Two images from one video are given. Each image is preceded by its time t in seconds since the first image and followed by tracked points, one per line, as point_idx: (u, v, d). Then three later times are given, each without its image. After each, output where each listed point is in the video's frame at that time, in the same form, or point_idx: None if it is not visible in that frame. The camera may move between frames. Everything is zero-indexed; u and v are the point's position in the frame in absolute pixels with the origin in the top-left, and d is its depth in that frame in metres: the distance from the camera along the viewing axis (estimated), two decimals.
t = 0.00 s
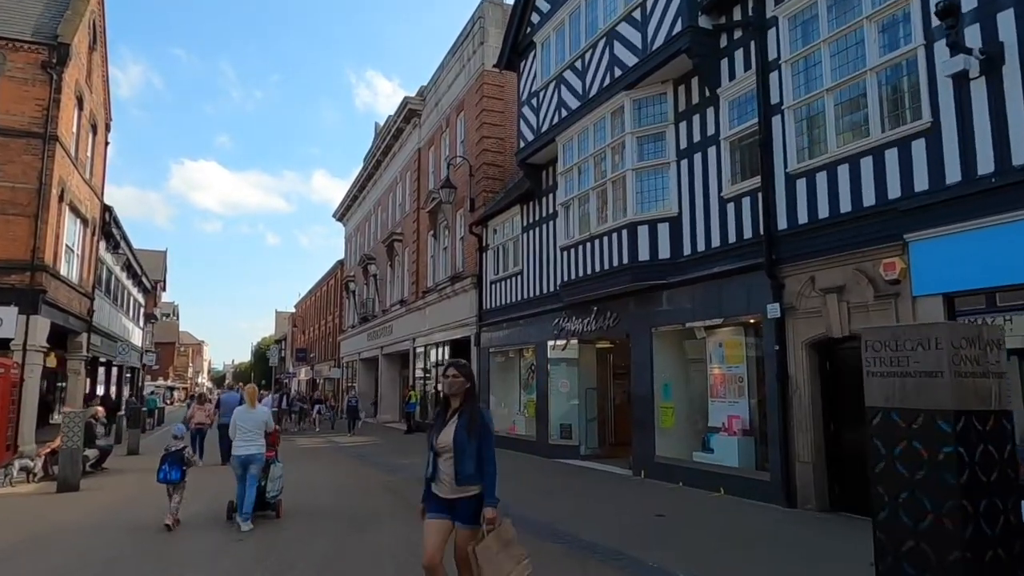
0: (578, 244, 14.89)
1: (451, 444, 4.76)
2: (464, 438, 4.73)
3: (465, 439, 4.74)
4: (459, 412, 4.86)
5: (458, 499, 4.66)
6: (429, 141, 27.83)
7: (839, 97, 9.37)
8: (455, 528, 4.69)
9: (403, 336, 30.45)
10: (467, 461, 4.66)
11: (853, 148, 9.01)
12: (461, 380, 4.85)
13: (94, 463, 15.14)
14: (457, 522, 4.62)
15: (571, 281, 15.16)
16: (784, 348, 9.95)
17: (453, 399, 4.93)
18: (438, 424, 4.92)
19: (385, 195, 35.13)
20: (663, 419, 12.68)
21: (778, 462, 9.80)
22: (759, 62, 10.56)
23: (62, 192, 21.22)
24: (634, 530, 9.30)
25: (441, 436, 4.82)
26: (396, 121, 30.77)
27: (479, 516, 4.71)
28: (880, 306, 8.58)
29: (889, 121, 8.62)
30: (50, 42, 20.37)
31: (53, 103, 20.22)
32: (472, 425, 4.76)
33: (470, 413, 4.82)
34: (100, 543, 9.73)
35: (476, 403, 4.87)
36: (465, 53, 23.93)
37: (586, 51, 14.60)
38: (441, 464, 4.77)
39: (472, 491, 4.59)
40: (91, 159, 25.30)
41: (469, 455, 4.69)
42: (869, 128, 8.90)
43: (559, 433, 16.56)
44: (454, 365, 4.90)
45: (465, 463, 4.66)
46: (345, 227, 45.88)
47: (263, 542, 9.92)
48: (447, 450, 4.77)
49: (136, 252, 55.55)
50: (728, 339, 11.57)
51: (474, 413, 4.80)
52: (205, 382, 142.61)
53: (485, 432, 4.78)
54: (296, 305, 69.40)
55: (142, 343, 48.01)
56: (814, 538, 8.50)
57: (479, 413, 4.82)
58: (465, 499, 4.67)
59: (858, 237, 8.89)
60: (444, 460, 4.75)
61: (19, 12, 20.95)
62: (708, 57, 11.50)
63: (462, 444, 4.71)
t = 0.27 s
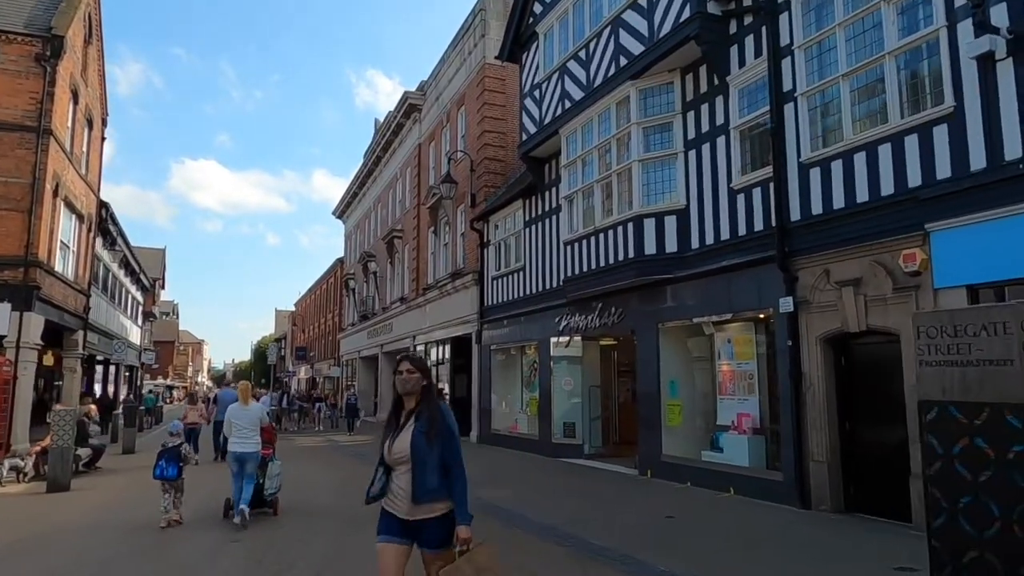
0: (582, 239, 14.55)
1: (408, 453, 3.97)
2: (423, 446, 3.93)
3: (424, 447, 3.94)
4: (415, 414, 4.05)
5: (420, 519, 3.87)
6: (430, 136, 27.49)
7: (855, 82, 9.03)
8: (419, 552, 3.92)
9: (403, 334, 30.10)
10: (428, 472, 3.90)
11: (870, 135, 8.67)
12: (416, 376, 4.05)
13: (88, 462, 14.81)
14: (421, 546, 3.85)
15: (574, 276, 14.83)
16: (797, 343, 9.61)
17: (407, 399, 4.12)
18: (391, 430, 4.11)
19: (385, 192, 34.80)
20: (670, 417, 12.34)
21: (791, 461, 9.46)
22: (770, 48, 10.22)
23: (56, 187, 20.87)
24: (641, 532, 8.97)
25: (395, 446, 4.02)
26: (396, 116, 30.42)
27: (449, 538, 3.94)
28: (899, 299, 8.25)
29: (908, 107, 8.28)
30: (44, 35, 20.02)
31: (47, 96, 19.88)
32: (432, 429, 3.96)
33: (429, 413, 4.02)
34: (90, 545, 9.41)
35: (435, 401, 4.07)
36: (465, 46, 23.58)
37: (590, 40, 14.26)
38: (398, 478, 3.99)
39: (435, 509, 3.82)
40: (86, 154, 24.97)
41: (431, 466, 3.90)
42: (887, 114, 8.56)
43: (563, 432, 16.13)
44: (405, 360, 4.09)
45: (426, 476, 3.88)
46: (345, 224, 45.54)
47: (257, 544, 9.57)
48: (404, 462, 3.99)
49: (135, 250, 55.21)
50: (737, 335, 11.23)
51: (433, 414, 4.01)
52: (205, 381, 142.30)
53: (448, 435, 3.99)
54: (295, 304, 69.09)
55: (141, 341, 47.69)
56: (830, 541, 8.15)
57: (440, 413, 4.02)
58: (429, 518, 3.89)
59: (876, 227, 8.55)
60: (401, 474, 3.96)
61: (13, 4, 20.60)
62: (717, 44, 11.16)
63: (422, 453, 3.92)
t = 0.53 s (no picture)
0: (589, 235, 14.20)
1: (354, 464, 3.31)
2: (374, 455, 3.26)
3: (376, 456, 3.28)
4: (365, 416, 3.39)
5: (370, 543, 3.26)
6: (432, 133, 27.16)
7: (876, 70, 8.66)
8: None
9: (405, 333, 29.75)
10: (381, 489, 3.25)
11: (893, 125, 8.30)
12: (363, 372, 3.40)
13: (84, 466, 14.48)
14: None
15: (581, 274, 14.47)
16: (816, 341, 9.26)
17: (355, 398, 3.47)
18: (334, 435, 3.43)
19: (387, 190, 34.49)
20: (680, 419, 11.98)
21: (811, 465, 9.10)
22: (786, 36, 9.85)
23: (54, 185, 20.57)
24: (654, 539, 8.60)
25: (337, 456, 3.34)
26: (398, 113, 30.07)
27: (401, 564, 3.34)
28: (924, 296, 7.89)
29: (933, 95, 7.91)
30: (40, 30, 19.70)
31: (44, 93, 19.56)
32: (384, 434, 3.29)
33: (381, 415, 3.36)
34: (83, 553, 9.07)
35: (389, 400, 3.42)
36: (468, 41, 23.22)
37: (597, 32, 13.89)
38: (343, 493, 3.34)
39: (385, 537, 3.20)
40: (85, 152, 24.66)
41: (383, 480, 3.26)
42: (910, 102, 8.18)
43: (569, 433, 15.75)
44: (348, 352, 3.43)
45: (378, 492, 3.25)
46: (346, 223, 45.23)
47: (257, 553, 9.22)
48: (350, 474, 3.32)
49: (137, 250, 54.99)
50: (751, 334, 10.88)
51: (387, 416, 3.35)
52: (208, 381, 142.34)
53: (403, 442, 3.34)
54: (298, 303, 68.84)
55: (142, 342, 47.43)
56: (855, 551, 7.76)
57: (394, 415, 3.37)
58: (379, 543, 3.28)
59: (900, 220, 8.18)
60: (347, 490, 3.32)
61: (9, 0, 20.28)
62: (730, 33, 10.78)
63: (372, 464, 3.26)
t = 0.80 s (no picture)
0: (603, 228, 13.88)
1: (286, 486, 2.66)
2: (308, 475, 2.60)
3: (312, 476, 2.61)
4: (304, 422, 2.74)
5: None
6: (442, 126, 26.87)
7: (906, 51, 8.28)
8: None
9: (415, 329, 29.51)
10: (316, 517, 2.60)
11: (925, 107, 7.92)
12: (303, 367, 2.78)
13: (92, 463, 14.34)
14: None
15: (595, 267, 14.16)
16: (841, 334, 8.91)
17: (295, 399, 2.83)
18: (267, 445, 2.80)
19: (397, 184, 34.26)
20: (699, 415, 11.67)
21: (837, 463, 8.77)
22: (810, 17, 9.48)
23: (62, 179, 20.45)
24: (674, 542, 8.29)
25: (266, 472, 2.70)
26: (407, 107, 29.80)
27: None
28: (959, 287, 7.53)
29: (969, 75, 7.53)
30: (47, 24, 19.53)
31: (51, 87, 19.43)
32: (324, 449, 2.63)
33: (322, 422, 2.69)
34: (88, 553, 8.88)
35: (334, 404, 2.76)
36: (478, 32, 22.89)
37: (610, 18, 13.54)
38: (274, 520, 2.69)
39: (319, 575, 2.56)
40: (94, 147, 24.55)
41: (319, 506, 2.60)
42: (944, 83, 7.80)
43: (583, 429, 15.44)
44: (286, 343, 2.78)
45: (315, 521, 2.60)
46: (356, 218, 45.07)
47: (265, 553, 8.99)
48: (281, 496, 2.67)
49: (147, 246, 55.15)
50: (772, 327, 10.54)
51: (328, 425, 2.67)
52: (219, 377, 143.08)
53: (350, 459, 2.67)
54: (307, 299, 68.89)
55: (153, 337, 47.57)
56: (886, 553, 7.42)
57: (340, 422, 2.70)
58: None
59: (932, 208, 7.81)
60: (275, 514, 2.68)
61: None
62: (751, 16, 10.42)
63: (306, 487, 2.59)
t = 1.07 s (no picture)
0: (625, 219, 13.48)
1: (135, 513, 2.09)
2: (162, 497, 1.95)
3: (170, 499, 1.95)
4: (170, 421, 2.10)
5: None
6: (457, 118, 26.52)
7: (952, 27, 7.82)
8: None
9: (431, 323, 29.24)
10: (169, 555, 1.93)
11: (974, 86, 7.45)
12: (165, 355, 2.17)
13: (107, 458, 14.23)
14: None
15: (617, 259, 13.77)
16: (880, 328, 8.46)
17: (166, 390, 2.21)
18: (135, 450, 2.26)
19: (412, 178, 33.99)
20: (726, 412, 11.29)
21: (876, 463, 8.34)
22: None
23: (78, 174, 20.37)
24: (702, 546, 7.92)
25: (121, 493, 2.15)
26: (422, 99, 29.50)
27: None
28: (1012, 277, 7.08)
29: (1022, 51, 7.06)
30: (61, 17, 19.43)
31: (65, 81, 19.34)
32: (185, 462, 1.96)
33: (190, 423, 2.02)
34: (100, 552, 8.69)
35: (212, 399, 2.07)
36: (494, 22, 22.50)
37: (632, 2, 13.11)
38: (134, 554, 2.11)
39: None
40: (109, 142, 24.50)
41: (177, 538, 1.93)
42: (994, 60, 7.33)
43: (603, 426, 15.08)
44: (143, 316, 2.16)
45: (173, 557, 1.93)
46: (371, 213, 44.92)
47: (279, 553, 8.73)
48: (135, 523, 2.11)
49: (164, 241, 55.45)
50: (803, 320, 10.14)
51: (193, 427, 2.00)
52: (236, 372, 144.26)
53: (221, 474, 1.97)
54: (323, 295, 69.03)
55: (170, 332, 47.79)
56: (933, 559, 6.99)
57: (213, 423, 2.02)
58: None
59: (981, 193, 7.35)
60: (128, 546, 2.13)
61: None
62: None
63: (158, 512, 1.94)
